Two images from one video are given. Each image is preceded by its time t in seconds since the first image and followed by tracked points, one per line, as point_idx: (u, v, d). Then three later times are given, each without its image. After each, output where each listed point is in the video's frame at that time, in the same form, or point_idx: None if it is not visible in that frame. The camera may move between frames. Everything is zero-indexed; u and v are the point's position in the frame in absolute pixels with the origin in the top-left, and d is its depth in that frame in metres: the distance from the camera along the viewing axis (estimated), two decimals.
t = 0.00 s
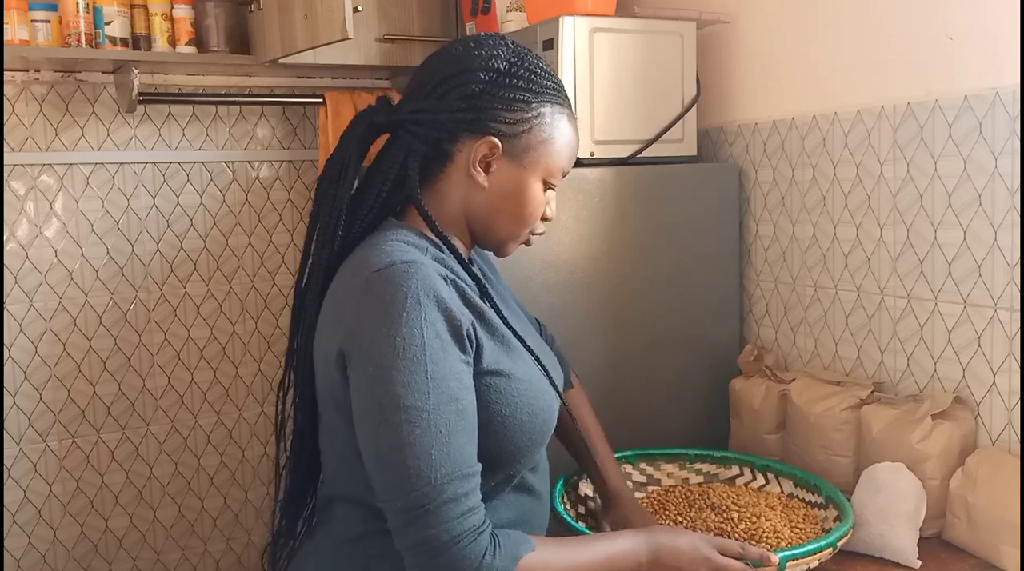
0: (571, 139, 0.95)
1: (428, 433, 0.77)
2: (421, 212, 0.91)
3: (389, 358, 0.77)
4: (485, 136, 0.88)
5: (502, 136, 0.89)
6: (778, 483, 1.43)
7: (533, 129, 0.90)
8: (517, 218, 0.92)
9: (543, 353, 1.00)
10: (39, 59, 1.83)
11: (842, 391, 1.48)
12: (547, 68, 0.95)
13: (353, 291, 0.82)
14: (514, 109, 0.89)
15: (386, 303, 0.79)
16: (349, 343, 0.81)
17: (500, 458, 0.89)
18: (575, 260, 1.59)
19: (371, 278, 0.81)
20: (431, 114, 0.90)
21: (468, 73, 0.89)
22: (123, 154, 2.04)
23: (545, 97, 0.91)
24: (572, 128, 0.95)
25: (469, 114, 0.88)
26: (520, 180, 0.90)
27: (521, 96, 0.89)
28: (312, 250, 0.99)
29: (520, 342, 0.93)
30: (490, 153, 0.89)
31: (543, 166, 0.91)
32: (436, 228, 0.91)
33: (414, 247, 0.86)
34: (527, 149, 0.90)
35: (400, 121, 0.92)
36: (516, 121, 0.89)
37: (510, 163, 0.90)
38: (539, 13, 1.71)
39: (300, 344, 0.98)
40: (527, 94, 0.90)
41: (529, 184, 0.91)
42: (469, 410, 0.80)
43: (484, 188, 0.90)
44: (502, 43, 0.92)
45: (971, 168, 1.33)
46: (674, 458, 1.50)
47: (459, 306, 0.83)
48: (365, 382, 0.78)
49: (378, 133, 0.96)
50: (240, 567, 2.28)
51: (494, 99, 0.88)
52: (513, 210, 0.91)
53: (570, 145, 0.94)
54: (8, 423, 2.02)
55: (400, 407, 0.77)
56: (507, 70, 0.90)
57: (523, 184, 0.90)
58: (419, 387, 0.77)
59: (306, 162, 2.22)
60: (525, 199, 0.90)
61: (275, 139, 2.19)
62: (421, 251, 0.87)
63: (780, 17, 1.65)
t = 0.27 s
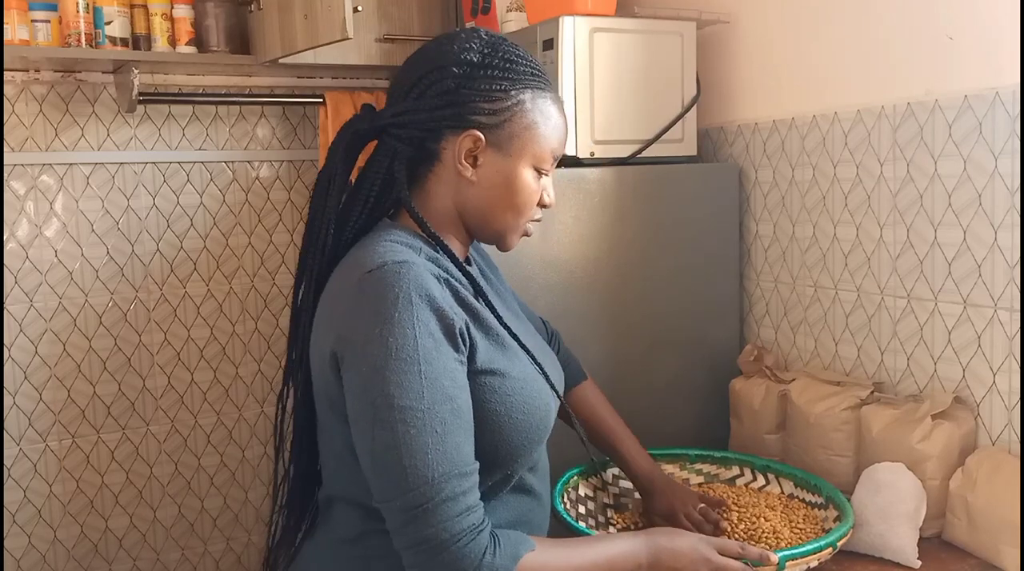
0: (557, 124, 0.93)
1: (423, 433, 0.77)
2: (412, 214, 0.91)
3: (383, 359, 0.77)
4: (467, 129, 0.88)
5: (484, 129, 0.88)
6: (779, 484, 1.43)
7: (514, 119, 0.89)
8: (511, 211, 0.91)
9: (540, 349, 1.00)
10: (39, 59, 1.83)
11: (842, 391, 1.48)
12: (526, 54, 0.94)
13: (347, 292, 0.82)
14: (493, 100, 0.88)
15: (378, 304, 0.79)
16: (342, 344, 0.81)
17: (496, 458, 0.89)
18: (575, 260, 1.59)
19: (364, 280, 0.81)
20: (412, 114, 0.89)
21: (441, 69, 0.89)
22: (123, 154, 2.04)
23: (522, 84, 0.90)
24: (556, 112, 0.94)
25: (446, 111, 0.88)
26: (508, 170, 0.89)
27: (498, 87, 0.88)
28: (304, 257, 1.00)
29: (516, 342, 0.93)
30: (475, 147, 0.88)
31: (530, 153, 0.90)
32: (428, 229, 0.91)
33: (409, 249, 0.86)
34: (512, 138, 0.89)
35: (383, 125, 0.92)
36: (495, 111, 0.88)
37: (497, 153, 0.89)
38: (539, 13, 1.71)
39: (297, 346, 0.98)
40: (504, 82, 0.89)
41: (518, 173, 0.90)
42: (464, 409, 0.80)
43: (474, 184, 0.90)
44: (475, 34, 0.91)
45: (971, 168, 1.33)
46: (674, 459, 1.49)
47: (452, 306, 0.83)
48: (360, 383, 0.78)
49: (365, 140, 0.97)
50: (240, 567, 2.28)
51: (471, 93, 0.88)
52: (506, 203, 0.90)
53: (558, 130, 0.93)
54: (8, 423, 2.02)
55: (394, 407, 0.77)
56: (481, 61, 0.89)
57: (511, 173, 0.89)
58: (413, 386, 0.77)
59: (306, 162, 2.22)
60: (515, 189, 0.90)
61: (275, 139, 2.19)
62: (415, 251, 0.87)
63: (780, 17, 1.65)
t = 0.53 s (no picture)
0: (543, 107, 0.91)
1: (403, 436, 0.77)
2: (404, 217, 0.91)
3: (369, 359, 0.77)
4: (444, 124, 0.88)
5: (462, 123, 0.88)
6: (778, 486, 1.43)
7: (490, 109, 0.88)
8: (502, 203, 0.89)
9: (540, 353, 0.99)
10: (39, 59, 1.83)
11: (842, 391, 1.48)
12: (502, 40, 0.92)
13: (342, 291, 0.83)
14: (467, 91, 0.87)
15: (369, 304, 0.79)
16: (334, 343, 0.81)
17: (494, 459, 0.89)
18: (575, 260, 1.59)
19: (358, 279, 0.81)
20: (391, 118, 0.90)
21: (412, 67, 0.89)
22: (123, 154, 2.04)
23: (494, 72, 0.88)
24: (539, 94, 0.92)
25: (420, 110, 0.88)
26: (492, 161, 0.88)
27: (469, 78, 0.87)
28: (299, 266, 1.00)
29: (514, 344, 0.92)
30: (455, 141, 0.88)
31: (513, 140, 0.88)
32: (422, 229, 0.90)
33: (407, 249, 0.86)
34: (491, 127, 0.88)
35: (364, 132, 0.93)
36: (470, 103, 0.87)
37: (478, 143, 0.88)
38: (539, 13, 1.71)
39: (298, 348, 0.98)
40: (474, 73, 0.88)
41: (502, 161, 0.88)
42: (449, 414, 0.79)
43: (460, 179, 0.89)
44: (444, 28, 0.90)
45: (971, 168, 1.33)
46: (675, 462, 1.50)
47: (445, 309, 0.83)
48: (347, 382, 0.79)
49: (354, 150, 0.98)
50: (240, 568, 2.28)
51: (443, 88, 0.87)
52: (495, 195, 0.89)
53: (544, 113, 0.91)
54: (8, 423, 2.02)
55: (377, 408, 0.77)
56: (448, 54, 0.88)
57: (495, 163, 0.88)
58: (397, 389, 0.77)
59: (306, 162, 2.22)
60: (502, 180, 0.88)
61: (275, 139, 2.19)
62: (413, 252, 0.86)
63: (779, 17, 1.65)
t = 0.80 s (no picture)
0: (533, 102, 0.90)
1: (372, 444, 0.76)
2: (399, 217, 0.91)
3: (345, 364, 0.77)
4: (427, 121, 0.88)
5: (445, 120, 0.87)
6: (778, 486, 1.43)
7: (472, 104, 0.87)
8: (489, 200, 0.88)
9: (540, 358, 0.97)
10: (39, 59, 1.82)
11: (842, 391, 1.48)
12: (492, 35, 0.91)
13: (331, 290, 0.83)
14: (450, 88, 0.87)
15: (350, 307, 0.79)
16: (319, 343, 0.81)
17: (483, 468, 0.87)
18: (575, 260, 1.59)
19: (345, 280, 0.81)
20: (382, 116, 0.91)
21: (399, 64, 0.90)
22: (123, 154, 2.04)
23: (476, 66, 0.88)
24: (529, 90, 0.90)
25: (405, 107, 0.89)
26: (477, 158, 0.87)
27: (451, 74, 0.87)
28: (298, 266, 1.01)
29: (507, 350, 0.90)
30: (438, 138, 0.88)
31: (498, 136, 0.87)
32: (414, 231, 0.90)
33: (400, 252, 0.86)
34: (474, 122, 0.87)
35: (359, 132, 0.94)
36: (451, 99, 0.87)
37: (461, 140, 0.87)
38: (539, 13, 1.71)
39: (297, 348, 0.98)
40: (456, 68, 0.87)
41: (486, 157, 0.87)
42: (423, 425, 0.78)
43: (445, 177, 0.89)
44: (432, 24, 0.90)
45: (971, 168, 1.33)
46: (675, 462, 1.50)
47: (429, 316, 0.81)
48: (325, 385, 0.79)
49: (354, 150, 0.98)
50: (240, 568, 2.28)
51: (426, 84, 0.88)
52: (481, 193, 0.88)
53: (534, 109, 0.90)
54: (8, 423, 2.02)
55: (349, 413, 0.76)
56: (431, 50, 0.88)
57: (479, 159, 0.87)
58: (370, 397, 0.76)
59: (306, 162, 2.22)
60: (486, 177, 0.88)
61: (275, 139, 2.19)
62: (405, 254, 0.86)
63: (779, 17, 1.65)
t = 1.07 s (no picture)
0: (539, 108, 0.90)
1: (371, 449, 0.76)
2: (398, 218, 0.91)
3: (342, 369, 0.77)
4: (433, 121, 0.88)
5: (450, 120, 0.87)
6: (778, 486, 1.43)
7: (479, 106, 0.87)
8: (491, 203, 0.88)
9: (539, 360, 0.97)
10: (39, 59, 1.82)
11: (842, 391, 1.48)
12: (498, 38, 0.91)
13: (327, 295, 0.82)
14: (455, 89, 0.87)
15: (347, 312, 0.79)
16: (317, 347, 0.81)
17: (481, 470, 0.87)
18: (575, 260, 1.59)
19: (342, 285, 0.81)
20: (383, 114, 0.91)
21: (403, 63, 0.90)
22: (123, 154, 2.04)
23: (484, 69, 0.88)
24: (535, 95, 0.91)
25: (410, 106, 0.89)
26: (481, 160, 0.87)
27: (457, 75, 0.87)
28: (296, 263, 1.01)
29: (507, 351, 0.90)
30: (443, 139, 0.88)
31: (504, 140, 0.87)
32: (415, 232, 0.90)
33: (396, 254, 0.86)
34: (480, 125, 0.87)
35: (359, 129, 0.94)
36: (458, 100, 0.87)
37: (467, 141, 0.87)
38: (539, 13, 1.71)
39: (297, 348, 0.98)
40: (463, 70, 0.87)
41: (491, 160, 0.87)
42: (422, 429, 0.78)
43: (449, 177, 0.89)
44: (438, 24, 0.90)
45: (971, 168, 1.33)
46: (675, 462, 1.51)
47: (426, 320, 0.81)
48: (323, 390, 0.79)
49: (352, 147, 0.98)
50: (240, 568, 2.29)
51: (432, 84, 0.88)
52: (484, 195, 0.88)
53: (539, 114, 0.90)
54: (8, 423, 2.02)
55: (347, 419, 0.76)
56: (438, 50, 0.88)
57: (484, 162, 0.87)
58: (368, 402, 0.76)
59: (306, 162, 2.22)
60: (490, 179, 0.87)
61: (275, 139, 2.20)
62: (401, 257, 0.86)
63: (779, 17, 1.65)
